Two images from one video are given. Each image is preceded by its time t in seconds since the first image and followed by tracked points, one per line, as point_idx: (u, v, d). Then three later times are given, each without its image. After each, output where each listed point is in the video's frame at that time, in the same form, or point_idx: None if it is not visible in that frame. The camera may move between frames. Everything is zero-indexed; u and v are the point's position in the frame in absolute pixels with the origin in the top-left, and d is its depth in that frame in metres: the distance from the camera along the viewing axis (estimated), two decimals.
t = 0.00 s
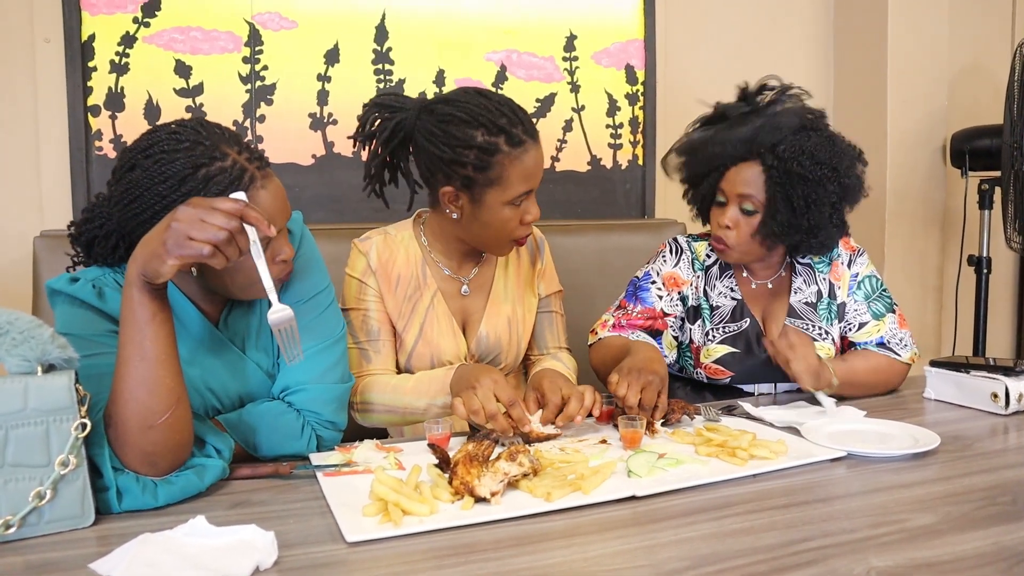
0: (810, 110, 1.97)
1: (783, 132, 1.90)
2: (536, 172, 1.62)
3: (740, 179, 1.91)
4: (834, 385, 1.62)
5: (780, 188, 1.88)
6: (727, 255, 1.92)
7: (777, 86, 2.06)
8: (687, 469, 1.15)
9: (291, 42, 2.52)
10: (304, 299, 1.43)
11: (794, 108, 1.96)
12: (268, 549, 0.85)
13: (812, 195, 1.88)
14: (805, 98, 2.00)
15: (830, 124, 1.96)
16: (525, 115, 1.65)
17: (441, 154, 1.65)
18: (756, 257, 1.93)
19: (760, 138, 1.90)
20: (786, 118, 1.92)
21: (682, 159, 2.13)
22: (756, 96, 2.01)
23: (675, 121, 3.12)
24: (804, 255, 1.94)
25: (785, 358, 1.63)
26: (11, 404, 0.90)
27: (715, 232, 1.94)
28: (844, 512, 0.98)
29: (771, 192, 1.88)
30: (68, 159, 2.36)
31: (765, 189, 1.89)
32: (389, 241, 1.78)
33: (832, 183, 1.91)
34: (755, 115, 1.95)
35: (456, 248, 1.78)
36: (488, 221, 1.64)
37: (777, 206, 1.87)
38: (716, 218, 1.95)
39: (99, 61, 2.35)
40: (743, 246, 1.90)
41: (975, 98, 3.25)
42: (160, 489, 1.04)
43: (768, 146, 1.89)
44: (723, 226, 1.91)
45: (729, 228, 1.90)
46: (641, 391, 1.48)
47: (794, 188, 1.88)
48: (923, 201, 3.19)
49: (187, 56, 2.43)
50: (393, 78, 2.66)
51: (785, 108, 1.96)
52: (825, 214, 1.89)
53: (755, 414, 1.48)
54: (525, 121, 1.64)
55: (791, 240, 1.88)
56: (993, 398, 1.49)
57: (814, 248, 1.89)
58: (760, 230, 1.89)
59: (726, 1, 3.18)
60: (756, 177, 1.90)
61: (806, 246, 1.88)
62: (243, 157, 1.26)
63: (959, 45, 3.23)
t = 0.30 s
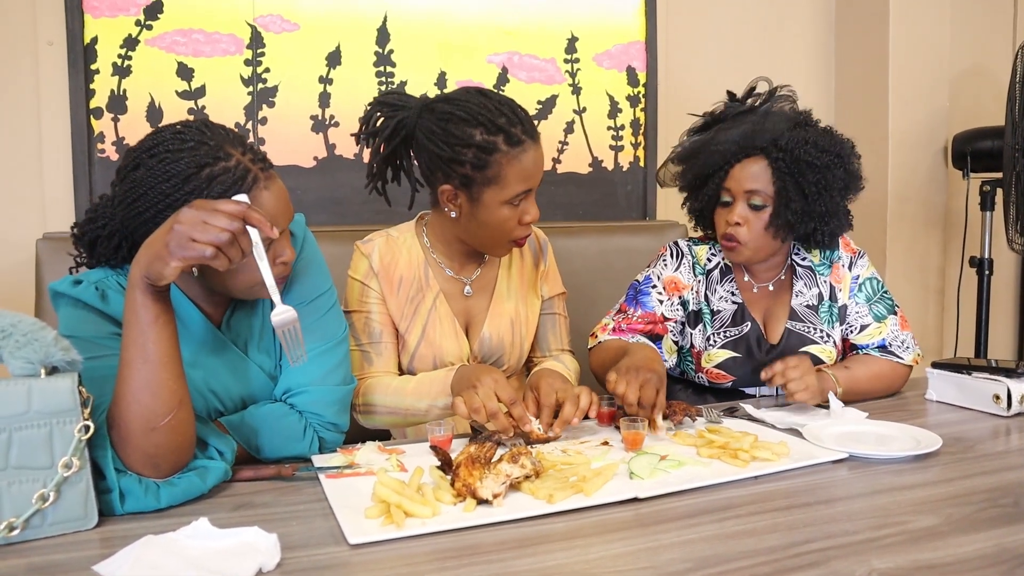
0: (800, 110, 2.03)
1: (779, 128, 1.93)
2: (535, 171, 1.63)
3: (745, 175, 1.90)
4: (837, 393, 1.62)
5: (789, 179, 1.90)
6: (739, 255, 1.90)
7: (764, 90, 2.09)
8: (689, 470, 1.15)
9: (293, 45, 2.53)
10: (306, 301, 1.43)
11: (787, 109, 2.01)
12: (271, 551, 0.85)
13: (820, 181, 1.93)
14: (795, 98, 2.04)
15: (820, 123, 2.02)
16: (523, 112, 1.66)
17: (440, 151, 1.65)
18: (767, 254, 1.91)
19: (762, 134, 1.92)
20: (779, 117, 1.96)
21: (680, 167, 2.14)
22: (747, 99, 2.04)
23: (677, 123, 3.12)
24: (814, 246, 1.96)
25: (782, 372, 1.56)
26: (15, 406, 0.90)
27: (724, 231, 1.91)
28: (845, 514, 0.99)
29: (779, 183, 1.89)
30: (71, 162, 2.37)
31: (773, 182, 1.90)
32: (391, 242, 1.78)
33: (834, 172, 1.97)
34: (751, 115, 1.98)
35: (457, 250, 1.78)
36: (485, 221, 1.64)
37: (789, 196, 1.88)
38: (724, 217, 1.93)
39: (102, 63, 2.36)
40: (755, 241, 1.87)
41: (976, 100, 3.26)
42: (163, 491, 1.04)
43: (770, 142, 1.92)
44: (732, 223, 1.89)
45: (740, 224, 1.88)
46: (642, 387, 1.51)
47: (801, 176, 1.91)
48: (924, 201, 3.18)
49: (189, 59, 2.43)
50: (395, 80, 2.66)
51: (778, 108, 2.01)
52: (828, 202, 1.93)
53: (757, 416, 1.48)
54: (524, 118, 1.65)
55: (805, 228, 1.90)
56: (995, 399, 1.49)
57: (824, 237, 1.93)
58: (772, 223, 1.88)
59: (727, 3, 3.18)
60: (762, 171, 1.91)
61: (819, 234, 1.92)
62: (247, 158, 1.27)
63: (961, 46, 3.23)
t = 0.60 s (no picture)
0: (810, 117, 2.03)
1: (789, 130, 1.95)
2: (525, 167, 1.60)
3: (753, 173, 1.92)
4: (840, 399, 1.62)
5: (797, 177, 1.91)
6: (740, 254, 1.90)
7: (777, 96, 2.11)
8: (689, 473, 1.15)
9: (295, 47, 2.53)
10: (307, 303, 1.44)
11: (797, 114, 2.02)
12: (271, 553, 0.85)
13: (828, 181, 1.94)
14: (807, 106, 2.05)
15: (830, 128, 2.02)
16: (524, 115, 1.66)
17: (436, 147, 1.66)
18: (773, 252, 1.92)
19: (771, 134, 1.94)
20: (789, 119, 1.97)
21: (687, 164, 2.15)
22: (759, 101, 2.05)
23: (677, 125, 3.13)
24: (816, 251, 1.96)
25: (783, 392, 1.53)
26: (17, 407, 0.90)
27: (729, 227, 1.92)
28: (845, 517, 0.99)
29: (787, 182, 1.90)
30: (73, 163, 2.37)
31: (780, 181, 1.91)
32: (393, 244, 1.78)
33: (843, 173, 1.97)
34: (761, 116, 1.99)
35: (452, 249, 1.78)
36: (472, 216, 1.64)
37: (796, 194, 1.89)
38: (729, 213, 1.94)
39: (103, 65, 2.36)
40: (762, 238, 1.89)
41: (975, 103, 3.27)
42: (164, 493, 1.04)
43: (780, 142, 1.94)
44: (738, 220, 1.90)
45: (746, 221, 1.89)
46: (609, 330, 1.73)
47: (810, 176, 1.92)
48: (925, 203, 3.18)
49: (191, 61, 2.44)
50: (396, 82, 2.67)
51: (789, 113, 2.01)
52: (834, 205, 1.93)
53: (756, 419, 1.48)
54: (524, 120, 1.65)
55: (810, 228, 1.89)
56: (995, 402, 1.49)
57: (828, 239, 1.91)
58: (778, 221, 1.89)
59: (728, 5, 3.19)
60: (770, 170, 1.92)
61: (823, 236, 1.90)
62: (247, 153, 1.28)
63: (961, 49, 3.24)
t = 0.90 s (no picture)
0: (808, 119, 2.03)
1: (787, 134, 1.95)
2: (506, 170, 1.56)
3: (751, 179, 1.91)
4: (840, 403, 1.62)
5: (795, 182, 1.90)
6: (739, 259, 1.91)
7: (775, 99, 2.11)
8: (689, 477, 1.15)
9: (295, 50, 2.54)
10: (309, 305, 1.44)
11: (796, 117, 2.02)
12: (270, 556, 0.85)
13: (826, 187, 1.94)
14: (804, 107, 2.06)
15: (828, 131, 2.02)
16: (522, 124, 1.64)
17: (434, 148, 1.67)
18: (771, 257, 1.91)
19: (770, 138, 1.94)
20: (786, 124, 1.98)
21: (686, 169, 2.16)
22: (757, 105, 2.06)
23: (678, 128, 3.13)
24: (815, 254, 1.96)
25: (784, 398, 1.52)
26: (17, 409, 0.90)
27: (728, 232, 1.92)
28: (844, 521, 0.99)
29: (785, 187, 1.90)
30: (74, 164, 2.38)
31: (778, 186, 1.91)
32: (394, 246, 1.79)
33: (841, 177, 1.97)
34: (760, 122, 1.99)
35: (448, 250, 1.79)
36: (453, 215, 1.63)
37: (794, 200, 1.88)
38: (728, 219, 1.94)
39: (105, 66, 2.36)
40: (758, 243, 1.88)
41: (975, 108, 3.28)
42: (164, 496, 1.04)
43: (778, 147, 1.93)
44: (737, 225, 1.90)
45: (744, 226, 1.89)
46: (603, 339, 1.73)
47: (807, 182, 1.92)
48: (925, 206, 3.19)
49: (192, 63, 2.44)
50: (397, 85, 2.67)
51: (787, 116, 2.02)
52: (832, 210, 1.93)
53: (756, 423, 1.49)
54: (520, 130, 1.62)
55: (809, 233, 1.89)
56: (994, 407, 1.49)
57: (827, 244, 1.91)
58: (777, 226, 1.89)
59: (728, 9, 3.19)
60: (769, 175, 1.92)
61: (821, 240, 1.90)
62: (243, 145, 1.30)
63: (962, 54, 3.25)
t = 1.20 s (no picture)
0: (799, 120, 2.04)
1: (781, 138, 1.95)
2: (502, 171, 1.56)
3: (746, 185, 1.93)
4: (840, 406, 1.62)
5: (790, 188, 1.91)
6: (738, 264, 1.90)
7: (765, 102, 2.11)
8: (689, 479, 1.15)
9: (296, 52, 2.54)
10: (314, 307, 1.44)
11: (787, 119, 2.03)
12: (270, 558, 0.85)
13: (822, 192, 1.94)
14: (795, 109, 2.06)
15: (821, 133, 2.02)
16: (522, 126, 1.64)
17: (434, 149, 1.68)
18: (769, 262, 1.91)
19: (765, 143, 1.93)
20: (780, 128, 1.98)
21: (680, 175, 2.16)
22: (747, 108, 2.06)
23: (678, 131, 3.13)
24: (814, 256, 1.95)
25: (784, 402, 1.52)
26: (17, 411, 0.91)
27: (725, 239, 1.92)
28: (844, 524, 0.99)
29: (781, 193, 1.91)
30: (75, 166, 2.38)
31: (774, 193, 1.91)
32: (394, 249, 1.79)
33: (836, 181, 1.97)
34: (753, 126, 1.99)
35: (447, 253, 1.79)
36: (451, 215, 1.64)
37: (791, 206, 1.89)
38: (725, 225, 1.94)
39: (106, 68, 2.37)
40: (757, 249, 1.88)
41: (975, 111, 3.28)
42: (165, 497, 1.04)
43: (772, 152, 1.93)
44: (734, 233, 1.90)
45: (742, 234, 1.89)
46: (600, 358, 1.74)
47: (803, 187, 1.92)
48: (925, 209, 3.19)
49: (192, 65, 2.44)
50: (397, 87, 2.67)
51: (779, 118, 2.02)
52: (829, 213, 1.93)
53: (756, 426, 1.49)
54: (520, 132, 1.62)
55: (807, 238, 1.88)
56: (994, 410, 1.49)
57: (824, 247, 1.91)
58: (774, 233, 1.89)
59: (729, 12, 3.20)
60: (764, 181, 1.92)
61: (820, 244, 1.90)
62: (245, 137, 1.33)
63: (961, 58, 3.25)
